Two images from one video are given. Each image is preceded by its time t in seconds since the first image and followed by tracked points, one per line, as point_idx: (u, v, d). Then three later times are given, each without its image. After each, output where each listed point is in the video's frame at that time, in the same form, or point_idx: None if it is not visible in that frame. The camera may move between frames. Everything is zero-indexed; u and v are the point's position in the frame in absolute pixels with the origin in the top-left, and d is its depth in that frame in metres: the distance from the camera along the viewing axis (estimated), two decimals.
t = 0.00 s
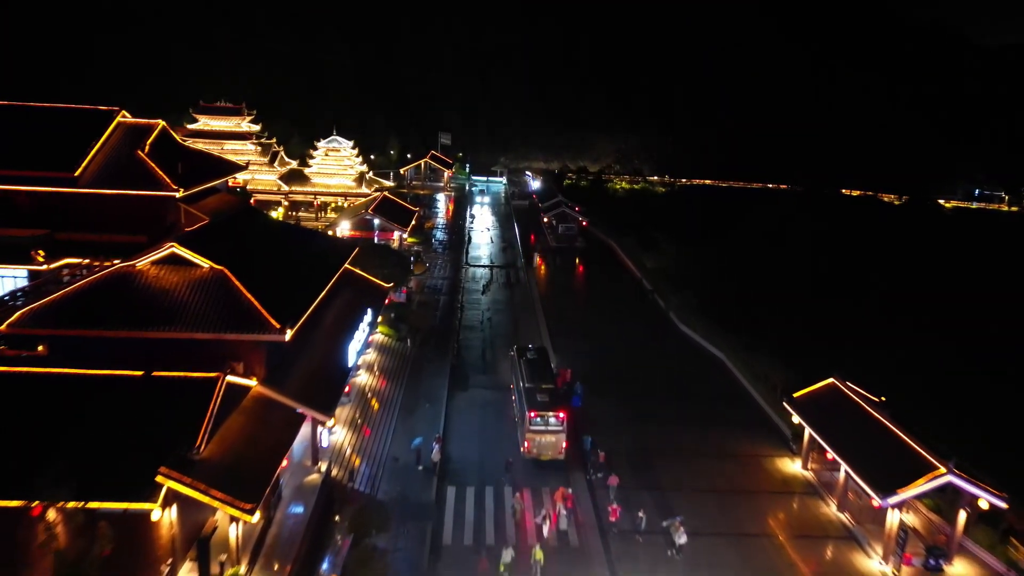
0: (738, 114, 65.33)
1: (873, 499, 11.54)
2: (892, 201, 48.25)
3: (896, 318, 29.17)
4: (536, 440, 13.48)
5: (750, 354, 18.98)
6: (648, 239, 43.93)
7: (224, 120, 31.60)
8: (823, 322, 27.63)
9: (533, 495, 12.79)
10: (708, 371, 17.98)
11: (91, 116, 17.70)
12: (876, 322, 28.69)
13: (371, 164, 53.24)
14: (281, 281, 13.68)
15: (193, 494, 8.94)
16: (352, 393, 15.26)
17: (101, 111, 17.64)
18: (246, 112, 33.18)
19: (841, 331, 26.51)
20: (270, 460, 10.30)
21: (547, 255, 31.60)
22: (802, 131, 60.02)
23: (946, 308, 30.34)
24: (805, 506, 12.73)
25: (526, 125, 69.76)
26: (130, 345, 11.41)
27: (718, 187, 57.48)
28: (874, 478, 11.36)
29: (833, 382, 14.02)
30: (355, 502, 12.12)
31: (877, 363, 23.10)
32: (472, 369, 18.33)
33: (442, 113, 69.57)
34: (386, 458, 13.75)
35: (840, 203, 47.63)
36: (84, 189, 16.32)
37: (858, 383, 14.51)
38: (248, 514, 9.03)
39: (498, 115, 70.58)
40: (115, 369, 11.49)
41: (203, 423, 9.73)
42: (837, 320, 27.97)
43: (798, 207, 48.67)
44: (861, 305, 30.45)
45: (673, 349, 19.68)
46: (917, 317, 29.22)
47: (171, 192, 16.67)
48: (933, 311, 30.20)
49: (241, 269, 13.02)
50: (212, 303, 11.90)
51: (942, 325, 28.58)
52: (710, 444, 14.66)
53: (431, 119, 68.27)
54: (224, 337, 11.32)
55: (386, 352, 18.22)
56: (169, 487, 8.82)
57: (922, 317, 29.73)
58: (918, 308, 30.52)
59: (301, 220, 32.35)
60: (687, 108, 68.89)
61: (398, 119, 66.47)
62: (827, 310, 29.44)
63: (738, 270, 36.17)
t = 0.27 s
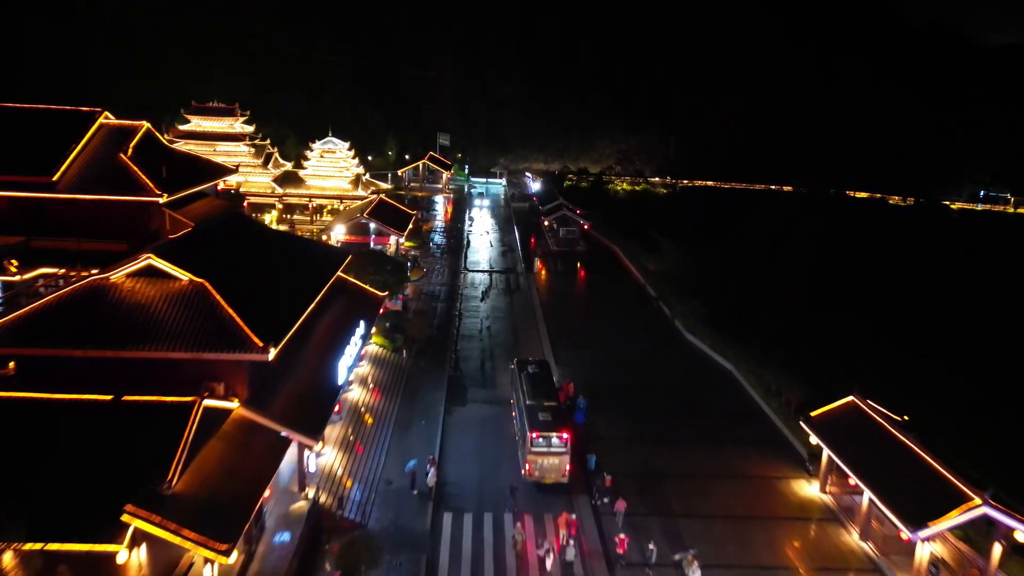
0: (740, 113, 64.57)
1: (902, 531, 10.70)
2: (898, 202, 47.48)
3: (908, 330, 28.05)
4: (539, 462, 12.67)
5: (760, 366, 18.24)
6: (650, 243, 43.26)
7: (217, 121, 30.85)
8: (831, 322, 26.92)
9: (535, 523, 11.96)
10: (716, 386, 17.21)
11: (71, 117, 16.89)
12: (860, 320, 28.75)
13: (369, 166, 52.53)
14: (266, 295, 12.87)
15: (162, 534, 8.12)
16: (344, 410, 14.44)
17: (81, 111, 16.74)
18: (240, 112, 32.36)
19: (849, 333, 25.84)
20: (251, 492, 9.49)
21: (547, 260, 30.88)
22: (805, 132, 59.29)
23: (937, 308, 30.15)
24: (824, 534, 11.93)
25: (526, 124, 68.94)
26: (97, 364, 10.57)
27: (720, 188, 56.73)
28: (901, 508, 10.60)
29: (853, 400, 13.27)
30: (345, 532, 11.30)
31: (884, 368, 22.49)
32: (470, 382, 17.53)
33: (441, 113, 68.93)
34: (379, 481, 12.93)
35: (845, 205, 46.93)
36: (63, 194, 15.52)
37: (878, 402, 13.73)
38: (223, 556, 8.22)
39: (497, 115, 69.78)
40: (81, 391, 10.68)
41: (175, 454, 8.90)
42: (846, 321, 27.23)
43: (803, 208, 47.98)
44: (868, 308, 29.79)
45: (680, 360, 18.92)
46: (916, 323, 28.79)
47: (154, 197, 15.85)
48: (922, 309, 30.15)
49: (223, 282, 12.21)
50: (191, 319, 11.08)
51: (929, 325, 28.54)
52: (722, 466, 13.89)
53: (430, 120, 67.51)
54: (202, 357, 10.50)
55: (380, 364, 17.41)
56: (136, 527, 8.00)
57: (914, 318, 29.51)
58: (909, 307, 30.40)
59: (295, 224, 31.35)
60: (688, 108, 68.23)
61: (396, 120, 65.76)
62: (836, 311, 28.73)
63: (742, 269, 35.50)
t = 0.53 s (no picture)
0: (743, 113, 63.85)
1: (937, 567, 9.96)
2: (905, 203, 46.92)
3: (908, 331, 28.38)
4: (542, 487, 11.92)
5: (771, 379, 17.56)
6: (652, 249, 42.58)
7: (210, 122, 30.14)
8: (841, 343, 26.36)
9: (538, 554, 11.18)
10: (726, 402, 16.53)
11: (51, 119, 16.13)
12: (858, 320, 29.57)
13: (367, 168, 51.77)
14: (252, 308, 12.08)
15: None
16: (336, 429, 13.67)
17: (64, 113, 16.09)
18: (233, 113, 31.53)
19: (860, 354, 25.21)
20: (231, 529, 8.71)
21: (549, 264, 30.15)
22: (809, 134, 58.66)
23: (935, 307, 30.42)
24: (846, 564, 11.14)
25: (526, 124, 68.18)
26: (63, 387, 9.79)
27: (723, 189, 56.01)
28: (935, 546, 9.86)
29: (875, 420, 12.57)
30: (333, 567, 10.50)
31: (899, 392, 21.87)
32: (469, 396, 16.76)
33: (440, 113, 68.15)
34: (371, 507, 12.15)
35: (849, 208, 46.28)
36: (40, 200, 14.76)
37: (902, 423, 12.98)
38: None
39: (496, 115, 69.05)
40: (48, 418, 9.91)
41: (146, 489, 8.10)
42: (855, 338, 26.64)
43: (808, 210, 47.31)
44: (879, 326, 29.13)
45: (688, 373, 18.22)
46: (920, 327, 29.10)
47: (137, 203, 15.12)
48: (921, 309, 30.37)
49: (206, 296, 11.42)
50: (168, 337, 10.28)
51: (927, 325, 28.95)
52: (735, 487, 13.13)
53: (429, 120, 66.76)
54: (179, 380, 9.71)
55: (375, 378, 16.64)
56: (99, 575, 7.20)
57: (914, 318, 29.78)
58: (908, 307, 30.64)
59: (290, 228, 31.53)
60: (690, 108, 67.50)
61: (395, 121, 64.99)
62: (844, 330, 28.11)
63: (749, 282, 34.78)
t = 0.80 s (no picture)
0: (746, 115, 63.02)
1: None
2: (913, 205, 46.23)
3: (911, 332, 28.27)
4: (547, 517, 11.15)
5: (785, 395, 16.80)
6: (655, 254, 41.77)
7: (204, 123, 29.37)
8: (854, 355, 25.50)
9: None
10: (739, 420, 15.76)
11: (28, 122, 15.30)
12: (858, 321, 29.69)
13: (366, 170, 50.98)
14: (237, 325, 11.28)
15: None
16: (328, 452, 12.91)
17: (42, 115, 15.26)
18: (228, 114, 30.80)
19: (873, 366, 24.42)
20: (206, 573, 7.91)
21: (551, 270, 29.40)
22: (813, 135, 57.91)
23: (948, 316, 29.32)
24: None
25: (526, 125, 67.29)
26: (21, 414, 9.01)
27: (728, 191, 55.18)
28: None
29: (902, 444, 11.82)
30: None
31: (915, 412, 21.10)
32: (469, 412, 15.99)
33: (439, 114, 67.33)
34: (364, 537, 11.37)
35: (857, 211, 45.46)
36: (16, 207, 13.93)
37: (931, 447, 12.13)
38: None
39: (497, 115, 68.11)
40: (6, 448, 9.14)
41: (110, 534, 7.30)
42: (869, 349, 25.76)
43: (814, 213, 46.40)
44: (893, 331, 28.19)
45: (698, 388, 17.47)
46: (930, 333, 28.45)
47: (120, 210, 14.36)
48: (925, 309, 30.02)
49: (186, 313, 10.63)
50: (141, 360, 9.49)
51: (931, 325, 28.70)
52: (753, 513, 12.35)
53: (429, 121, 65.91)
54: (154, 406, 8.93)
55: (371, 394, 15.87)
56: None
57: (917, 318, 29.50)
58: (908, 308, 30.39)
59: (285, 232, 31.14)
60: (693, 109, 66.74)
61: (394, 123, 64.18)
62: (857, 338, 27.11)
63: (755, 291, 33.94)
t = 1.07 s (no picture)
0: (750, 115, 62.27)
1: None
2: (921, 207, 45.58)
3: (911, 331, 29.45)
4: (553, 551, 10.40)
5: (800, 411, 16.11)
6: (660, 257, 41.03)
7: (198, 125, 28.78)
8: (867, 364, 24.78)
9: None
10: (752, 437, 15.02)
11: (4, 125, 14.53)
12: (857, 319, 30.87)
13: (365, 172, 50.20)
14: (219, 344, 10.51)
15: None
16: (320, 475, 12.18)
17: (23, 118, 14.67)
18: (222, 115, 30.18)
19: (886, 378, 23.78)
20: None
21: (554, 275, 28.68)
22: (818, 137, 57.22)
23: (952, 329, 29.33)
24: None
25: (528, 126, 66.47)
26: None
27: (732, 192, 54.42)
28: None
29: (933, 471, 11.05)
30: None
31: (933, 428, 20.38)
32: (469, 430, 15.24)
33: (438, 115, 66.47)
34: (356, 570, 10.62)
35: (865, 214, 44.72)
36: None
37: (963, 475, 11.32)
38: None
39: (498, 116, 67.28)
40: None
41: None
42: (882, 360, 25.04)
43: (821, 217, 45.66)
44: (904, 349, 27.65)
45: (709, 402, 16.74)
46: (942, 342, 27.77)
47: (100, 219, 13.61)
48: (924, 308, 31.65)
49: (163, 332, 9.86)
50: (110, 386, 8.72)
51: (931, 325, 30.13)
52: (772, 543, 11.59)
53: (429, 122, 65.12)
54: (124, 440, 8.18)
55: (366, 411, 15.12)
56: None
57: (916, 318, 30.83)
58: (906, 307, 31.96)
59: (281, 236, 30.24)
60: (696, 109, 65.93)
61: (394, 124, 63.40)
62: (868, 353, 26.53)
63: (763, 297, 33.19)
